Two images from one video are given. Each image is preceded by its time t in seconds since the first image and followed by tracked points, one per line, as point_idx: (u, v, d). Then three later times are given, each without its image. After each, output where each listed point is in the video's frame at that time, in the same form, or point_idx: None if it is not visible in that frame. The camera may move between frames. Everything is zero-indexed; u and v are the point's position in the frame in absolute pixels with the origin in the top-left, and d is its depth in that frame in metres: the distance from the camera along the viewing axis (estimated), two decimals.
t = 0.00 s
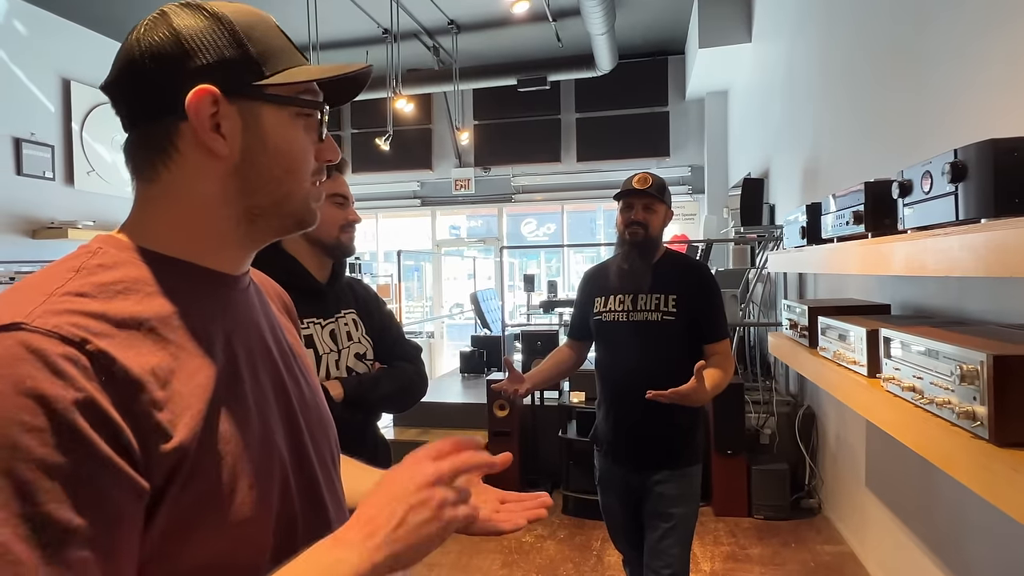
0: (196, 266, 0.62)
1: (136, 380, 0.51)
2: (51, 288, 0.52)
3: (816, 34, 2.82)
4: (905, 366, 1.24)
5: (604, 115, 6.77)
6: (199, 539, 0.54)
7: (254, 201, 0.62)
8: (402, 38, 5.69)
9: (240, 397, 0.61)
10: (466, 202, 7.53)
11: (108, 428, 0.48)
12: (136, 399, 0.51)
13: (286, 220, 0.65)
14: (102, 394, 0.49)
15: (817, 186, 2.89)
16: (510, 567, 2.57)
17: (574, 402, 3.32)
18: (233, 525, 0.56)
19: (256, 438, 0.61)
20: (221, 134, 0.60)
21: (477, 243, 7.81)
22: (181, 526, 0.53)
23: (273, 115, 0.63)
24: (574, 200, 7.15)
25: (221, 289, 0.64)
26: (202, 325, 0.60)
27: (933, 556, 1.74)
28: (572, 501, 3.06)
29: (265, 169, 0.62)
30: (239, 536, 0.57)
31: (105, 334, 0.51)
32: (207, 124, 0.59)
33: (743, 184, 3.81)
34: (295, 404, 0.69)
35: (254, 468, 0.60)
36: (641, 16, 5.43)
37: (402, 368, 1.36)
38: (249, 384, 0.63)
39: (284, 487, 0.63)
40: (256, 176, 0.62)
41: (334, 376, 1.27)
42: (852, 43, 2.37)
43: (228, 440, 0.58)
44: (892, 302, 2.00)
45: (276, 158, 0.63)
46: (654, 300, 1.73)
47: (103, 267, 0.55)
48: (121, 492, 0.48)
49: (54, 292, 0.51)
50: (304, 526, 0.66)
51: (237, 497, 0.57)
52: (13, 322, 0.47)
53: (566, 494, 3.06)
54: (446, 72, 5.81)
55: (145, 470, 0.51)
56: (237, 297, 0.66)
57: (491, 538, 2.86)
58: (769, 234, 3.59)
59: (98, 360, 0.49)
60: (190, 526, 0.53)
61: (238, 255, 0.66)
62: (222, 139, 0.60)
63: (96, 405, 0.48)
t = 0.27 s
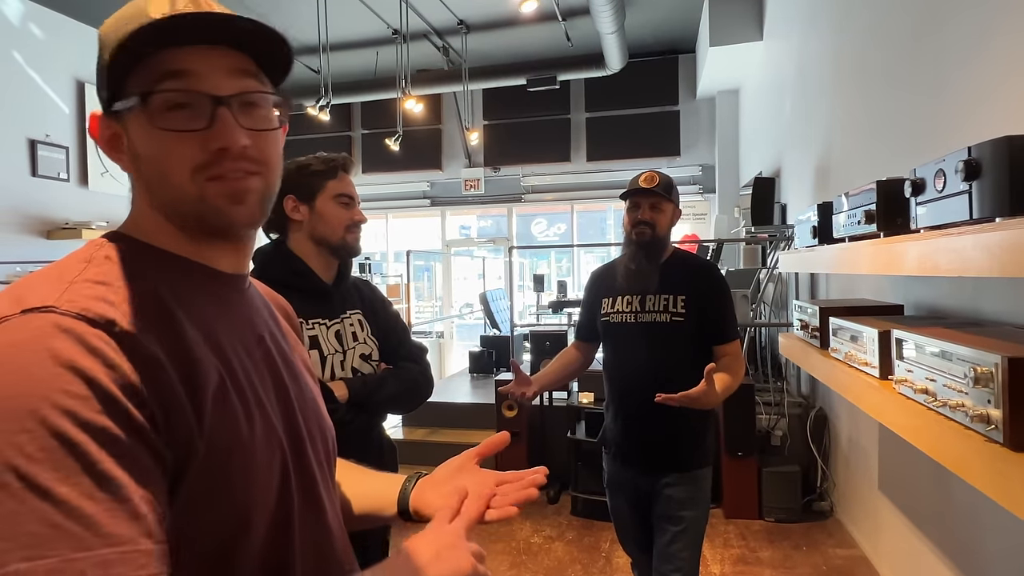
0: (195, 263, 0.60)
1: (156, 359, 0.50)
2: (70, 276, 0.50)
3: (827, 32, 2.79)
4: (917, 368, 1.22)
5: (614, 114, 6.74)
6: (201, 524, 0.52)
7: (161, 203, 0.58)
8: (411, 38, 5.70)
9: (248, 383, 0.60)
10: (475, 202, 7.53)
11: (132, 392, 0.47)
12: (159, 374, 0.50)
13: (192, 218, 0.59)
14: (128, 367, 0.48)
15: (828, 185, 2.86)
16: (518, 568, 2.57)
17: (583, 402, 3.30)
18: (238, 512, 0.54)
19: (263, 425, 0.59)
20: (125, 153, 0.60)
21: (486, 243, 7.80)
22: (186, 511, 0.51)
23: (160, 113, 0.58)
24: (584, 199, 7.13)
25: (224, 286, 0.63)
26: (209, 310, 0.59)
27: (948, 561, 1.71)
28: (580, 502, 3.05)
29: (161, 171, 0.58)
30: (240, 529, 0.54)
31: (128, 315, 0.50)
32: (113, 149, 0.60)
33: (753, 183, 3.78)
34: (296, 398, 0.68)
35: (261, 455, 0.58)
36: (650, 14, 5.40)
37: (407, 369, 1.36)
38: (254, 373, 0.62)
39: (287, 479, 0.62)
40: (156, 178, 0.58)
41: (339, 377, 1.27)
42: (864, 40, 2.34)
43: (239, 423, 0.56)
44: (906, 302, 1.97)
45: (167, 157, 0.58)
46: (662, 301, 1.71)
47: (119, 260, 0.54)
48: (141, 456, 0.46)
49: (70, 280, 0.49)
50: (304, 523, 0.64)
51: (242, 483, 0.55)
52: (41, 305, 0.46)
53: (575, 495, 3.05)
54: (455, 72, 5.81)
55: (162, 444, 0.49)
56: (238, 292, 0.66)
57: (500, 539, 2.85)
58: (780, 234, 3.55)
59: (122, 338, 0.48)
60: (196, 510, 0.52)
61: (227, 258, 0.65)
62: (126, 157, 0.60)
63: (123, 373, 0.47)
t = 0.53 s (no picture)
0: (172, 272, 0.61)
1: (99, 380, 0.50)
2: (30, 291, 0.52)
3: (837, 34, 2.77)
4: (927, 374, 1.20)
5: (622, 118, 6.73)
6: (165, 544, 0.51)
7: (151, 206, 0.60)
8: (420, 44, 5.72)
9: (222, 398, 0.59)
10: (484, 207, 7.55)
11: (64, 421, 0.47)
12: (97, 397, 0.50)
13: (182, 219, 0.60)
14: (63, 393, 0.48)
15: (838, 188, 2.83)
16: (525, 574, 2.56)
17: (591, 407, 3.29)
18: (200, 532, 0.54)
19: (236, 439, 0.58)
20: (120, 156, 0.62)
21: (495, 248, 7.81)
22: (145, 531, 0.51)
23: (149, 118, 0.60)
24: (592, 204, 7.12)
25: (211, 294, 0.64)
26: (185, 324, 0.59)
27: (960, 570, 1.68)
28: (588, 508, 3.04)
29: (151, 174, 0.59)
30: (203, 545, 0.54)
31: (72, 336, 0.50)
32: (109, 152, 0.62)
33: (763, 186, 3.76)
34: (293, 407, 0.67)
35: (230, 472, 0.57)
36: (659, 18, 5.39)
37: (413, 373, 1.36)
38: (236, 384, 0.61)
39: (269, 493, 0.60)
40: (146, 181, 0.59)
41: (344, 381, 1.27)
42: (873, 43, 2.32)
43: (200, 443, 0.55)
44: (917, 307, 1.94)
45: (156, 160, 0.59)
46: (670, 307, 1.70)
47: (92, 272, 0.56)
48: (78, 486, 0.46)
49: (32, 293, 0.51)
50: (290, 537, 0.63)
51: (206, 502, 0.55)
52: None
53: (583, 501, 3.03)
54: (463, 77, 5.82)
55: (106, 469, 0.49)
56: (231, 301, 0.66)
57: (506, 544, 2.85)
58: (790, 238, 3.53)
59: (60, 361, 0.48)
60: (153, 529, 0.51)
61: (214, 265, 0.65)
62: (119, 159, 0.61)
63: (53, 403, 0.46)
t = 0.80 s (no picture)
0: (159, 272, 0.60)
1: (79, 387, 0.50)
2: (17, 296, 0.52)
3: (844, 32, 2.75)
4: (934, 374, 1.19)
5: (628, 117, 6.71)
6: (149, 552, 0.51)
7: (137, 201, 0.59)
8: (426, 43, 5.72)
9: (209, 404, 0.59)
10: (489, 206, 7.54)
11: (38, 428, 0.47)
12: (75, 404, 0.49)
13: (169, 212, 0.60)
14: (41, 400, 0.48)
15: (846, 187, 2.81)
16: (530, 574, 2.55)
17: (596, 407, 3.28)
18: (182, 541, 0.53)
19: (221, 445, 0.58)
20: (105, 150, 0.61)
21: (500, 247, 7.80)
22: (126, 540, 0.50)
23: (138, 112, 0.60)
24: (598, 203, 7.10)
25: (203, 296, 0.63)
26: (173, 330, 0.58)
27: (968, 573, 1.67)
28: (593, 508, 3.03)
29: (140, 168, 0.59)
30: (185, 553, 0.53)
31: (52, 340, 0.50)
32: (90, 145, 0.61)
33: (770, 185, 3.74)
34: (286, 412, 0.66)
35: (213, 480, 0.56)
36: (665, 17, 5.37)
37: (414, 373, 1.36)
38: (225, 390, 0.60)
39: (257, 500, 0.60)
40: (133, 176, 0.59)
41: (344, 381, 1.27)
42: (881, 39, 2.30)
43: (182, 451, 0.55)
44: (925, 306, 1.92)
45: (143, 154, 0.59)
46: (674, 311, 1.68)
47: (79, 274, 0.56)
48: (47, 498, 0.46)
49: (17, 298, 0.52)
50: (279, 543, 0.62)
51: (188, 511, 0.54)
52: None
53: (587, 500, 3.02)
54: (469, 76, 5.82)
55: (81, 478, 0.49)
56: (226, 304, 0.65)
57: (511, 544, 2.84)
58: (797, 236, 3.51)
59: (41, 366, 0.49)
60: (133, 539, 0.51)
61: (206, 265, 0.65)
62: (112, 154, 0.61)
63: (28, 410, 0.46)
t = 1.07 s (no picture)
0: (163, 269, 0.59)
1: (73, 388, 0.49)
2: (14, 293, 0.51)
3: (846, 30, 2.74)
4: (937, 375, 1.18)
5: (631, 116, 6.70)
6: (145, 555, 0.50)
7: (245, 209, 0.62)
8: (428, 43, 5.73)
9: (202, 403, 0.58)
10: (492, 206, 7.54)
11: (25, 429, 0.46)
12: (62, 408, 0.48)
13: (277, 228, 0.65)
14: (32, 400, 0.47)
15: (848, 186, 2.80)
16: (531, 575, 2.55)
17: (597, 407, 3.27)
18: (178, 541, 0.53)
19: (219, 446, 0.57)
20: (212, 143, 0.60)
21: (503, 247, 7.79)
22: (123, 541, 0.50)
23: (268, 128, 0.62)
24: (600, 202, 7.09)
25: (206, 296, 0.62)
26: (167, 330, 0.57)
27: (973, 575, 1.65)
28: (595, 509, 3.02)
29: (282, 175, 0.63)
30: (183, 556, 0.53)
31: (52, 337, 0.49)
32: (198, 133, 0.58)
33: (772, 184, 3.73)
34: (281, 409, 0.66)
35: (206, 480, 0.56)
36: (667, 16, 5.36)
37: (411, 374, 1.35)
38: (223, 391, 0.60)
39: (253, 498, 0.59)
40: (247, 186, 0.61)
41: (341, 382, 1.27)
42: (883, 37, 2.29)
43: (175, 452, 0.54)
44: (929, 306, 1.91)
45: (265, 169, 0.62)
46: (681, 311, 1.58)
47: (79, 269, 0.55)
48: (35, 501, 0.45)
49: (13, 295, 0.51)
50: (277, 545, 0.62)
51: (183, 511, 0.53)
52: None
53: (589, 501, 3.01)
54: (471, 76, 5.82)
55: (76, 481, 0.48)
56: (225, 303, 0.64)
57: (512, 545, 2.83)
58: (800, 236, 3.50)
59: (35, 364, 0.48)
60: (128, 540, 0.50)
61: (222, 259, 0.65)
62: (231, 149, 0.60)
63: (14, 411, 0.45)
